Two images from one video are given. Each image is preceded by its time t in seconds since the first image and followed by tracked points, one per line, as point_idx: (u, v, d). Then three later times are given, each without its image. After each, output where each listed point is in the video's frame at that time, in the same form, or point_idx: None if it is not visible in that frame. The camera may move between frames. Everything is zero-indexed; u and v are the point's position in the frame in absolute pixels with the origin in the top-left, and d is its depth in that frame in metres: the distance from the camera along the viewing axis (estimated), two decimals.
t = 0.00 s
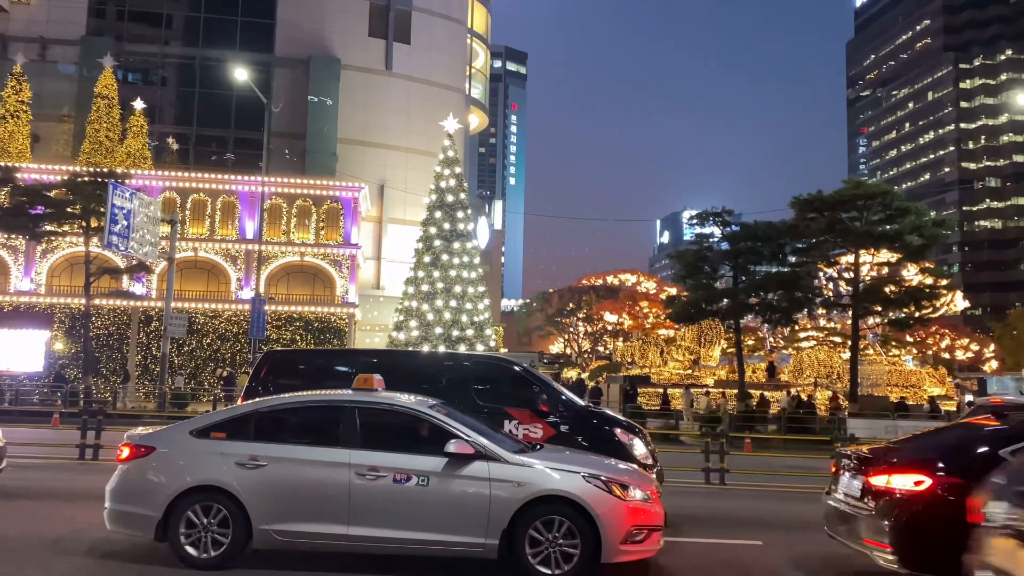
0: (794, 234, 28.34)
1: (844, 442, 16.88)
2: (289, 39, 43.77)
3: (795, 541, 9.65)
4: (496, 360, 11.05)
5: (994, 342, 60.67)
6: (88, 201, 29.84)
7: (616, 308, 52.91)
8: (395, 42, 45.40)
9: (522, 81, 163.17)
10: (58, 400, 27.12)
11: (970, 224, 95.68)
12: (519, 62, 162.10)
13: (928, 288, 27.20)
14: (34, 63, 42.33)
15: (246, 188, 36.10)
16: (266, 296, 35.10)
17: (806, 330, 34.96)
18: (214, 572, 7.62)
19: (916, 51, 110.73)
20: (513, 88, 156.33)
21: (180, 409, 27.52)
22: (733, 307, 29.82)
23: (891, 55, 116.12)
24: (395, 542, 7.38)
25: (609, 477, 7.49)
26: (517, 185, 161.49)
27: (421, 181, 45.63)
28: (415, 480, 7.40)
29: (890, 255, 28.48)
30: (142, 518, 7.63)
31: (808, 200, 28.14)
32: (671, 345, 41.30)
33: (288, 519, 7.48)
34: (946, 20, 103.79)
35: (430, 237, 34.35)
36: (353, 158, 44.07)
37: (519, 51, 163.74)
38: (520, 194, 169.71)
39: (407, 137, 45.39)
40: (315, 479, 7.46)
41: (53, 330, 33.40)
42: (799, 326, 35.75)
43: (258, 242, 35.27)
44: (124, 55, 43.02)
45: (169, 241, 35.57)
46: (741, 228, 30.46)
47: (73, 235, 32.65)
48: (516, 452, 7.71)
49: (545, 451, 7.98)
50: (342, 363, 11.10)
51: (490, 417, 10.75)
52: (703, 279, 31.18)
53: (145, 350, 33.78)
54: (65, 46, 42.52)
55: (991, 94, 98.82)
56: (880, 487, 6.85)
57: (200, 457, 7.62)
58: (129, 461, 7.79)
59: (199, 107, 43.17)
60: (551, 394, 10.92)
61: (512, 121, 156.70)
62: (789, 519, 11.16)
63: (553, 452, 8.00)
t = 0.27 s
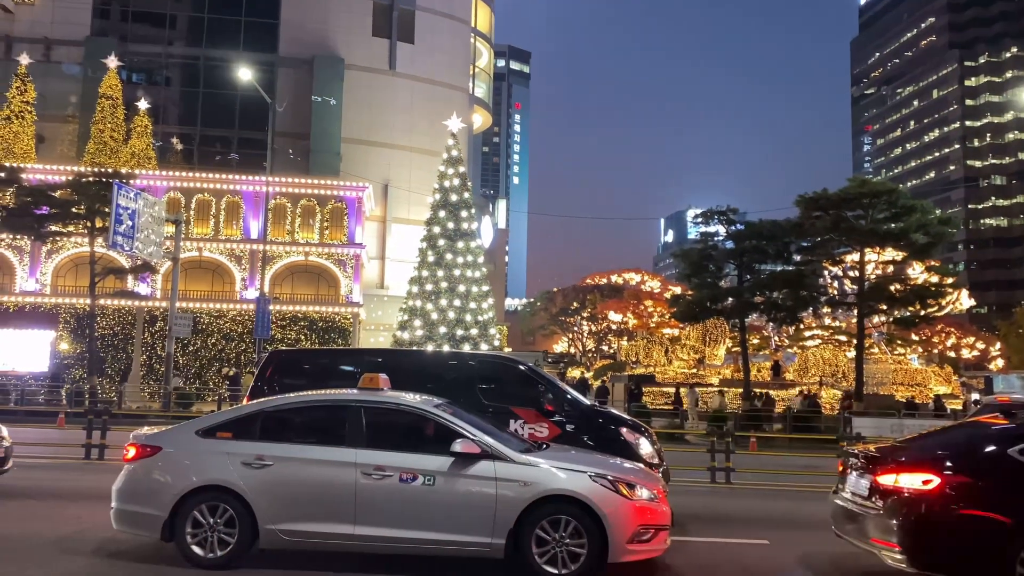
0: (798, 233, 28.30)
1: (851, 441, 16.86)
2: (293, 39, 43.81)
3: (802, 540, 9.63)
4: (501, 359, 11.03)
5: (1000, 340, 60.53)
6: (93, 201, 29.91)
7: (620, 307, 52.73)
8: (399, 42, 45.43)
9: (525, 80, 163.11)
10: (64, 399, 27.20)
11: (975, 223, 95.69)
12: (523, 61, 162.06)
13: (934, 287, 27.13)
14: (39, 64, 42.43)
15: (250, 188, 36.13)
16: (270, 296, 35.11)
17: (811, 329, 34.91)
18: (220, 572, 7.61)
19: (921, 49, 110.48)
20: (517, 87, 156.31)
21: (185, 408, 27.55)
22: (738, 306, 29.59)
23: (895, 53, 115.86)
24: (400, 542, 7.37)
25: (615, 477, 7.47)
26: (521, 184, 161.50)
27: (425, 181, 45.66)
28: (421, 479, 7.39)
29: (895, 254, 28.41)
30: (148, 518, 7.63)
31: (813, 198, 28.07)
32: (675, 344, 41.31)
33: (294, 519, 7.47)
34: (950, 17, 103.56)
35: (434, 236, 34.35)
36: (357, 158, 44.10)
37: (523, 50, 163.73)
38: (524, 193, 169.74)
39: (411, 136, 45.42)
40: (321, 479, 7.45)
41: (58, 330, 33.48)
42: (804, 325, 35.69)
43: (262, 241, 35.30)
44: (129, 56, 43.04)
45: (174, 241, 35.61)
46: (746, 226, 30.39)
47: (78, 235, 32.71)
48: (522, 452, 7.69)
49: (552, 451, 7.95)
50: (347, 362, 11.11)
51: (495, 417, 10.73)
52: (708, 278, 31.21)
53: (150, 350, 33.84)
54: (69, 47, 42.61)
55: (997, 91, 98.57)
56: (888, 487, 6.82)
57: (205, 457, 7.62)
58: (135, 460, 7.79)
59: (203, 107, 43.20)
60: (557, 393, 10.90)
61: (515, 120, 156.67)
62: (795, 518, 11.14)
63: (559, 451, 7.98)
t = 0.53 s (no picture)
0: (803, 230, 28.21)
1: (857, 439, 16.82)
2: (297, 37, 43.81)
3: (808, 538, 9.60)
4: (506, 357, 11.01)
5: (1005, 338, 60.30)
6: (97, 199, 30.00)
7: (625, 306, 52.81)
8: (403, 40, 45.42)
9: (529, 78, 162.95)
10: (69, 398, 27.25)
11: (980, 220, 95.54)
12: (527, 59, 161.94)
13: (940, 285, 27.05)
14: (43, 63, 42.47)
15: (254, 186, 36.14)
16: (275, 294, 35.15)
17: (816, 326, 34.85)
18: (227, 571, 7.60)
19: (926, 46, 110.20)
20: (520, 85, 156.14)
21: (190, 407, 27.57)
22: (743, 304, 29.78)
23: (900, 50, 115.52)
24: (407, 540, 7.36)
25: (622, 475, 7.45)
26: (524, 182, 161.49)
27: (429, 179, 45.67)
28: (427, 477, 7.38)
29: (901, 251, 28.33)
30: (154, 516, 7.62)
31: (818, 196, 27.99)
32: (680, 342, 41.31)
33: (299, 517, 7.46)
34: (956, 15, 103.24)
35: (439, 234, 34.34)
36: (361, 156, 44.10)
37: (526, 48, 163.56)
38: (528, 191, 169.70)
39: (415, 135, 45.40)
40: (326, 477, 7.44)
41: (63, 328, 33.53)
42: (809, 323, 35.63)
43: (266, 240, 35.32)
44: (133, 54, 43.04)
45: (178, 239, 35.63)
46: (750, 224, 30.31)
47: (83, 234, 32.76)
48: (528, 450, 7.67)
49: (557, 449, 7.94)
50: (351, 360, 11.09)
51: (500, 414, 10.71)
52: (712, 276, 31.17)
53: (155, 348, 33.88)
54: (73, 46, 42.65)
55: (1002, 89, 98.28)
56: (896, 484, 6.79)
57: (211, 455, 7.61)
58: (141, 458, 7.78)
59: (207, 106, 43.18)
60: (562, 391, 10.88)
61: (519, 118, 156.55)
62: (801, 516, 11.11)
63: (565, 449, 7.96)
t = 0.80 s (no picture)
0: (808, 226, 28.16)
1: (862, 435, 16.81)
2: (302, 33, 43.78)
3: (814, 534, 9.60)
4: (511, 354, 11.03)
5: (1010, 334, 60.15)
6: (103, 195, 30.26)
7: (629, 302, 52.39)
8: (407, 36, 45.41)
9: (533, 74, 162.70)
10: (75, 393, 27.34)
11: (986, 216, 95.24)
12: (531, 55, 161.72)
13: (945, 280, 26.99)
14: (48, 59, 42.51)
15: (259, 182, 36.16)
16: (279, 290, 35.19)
17: (821, 323, 34.73)
18: (233, 564, 7.63)
19: (931, 42, 109.79)
20: (524, 81, 155.95)
21: (195, 403, 27.62)
22: (747, 300, 29.83)
23: (906, 46, 115.12)
24: (412, 535, 7.37)
25: (627, 470, 7.45)
26: (528, 178, 161.41)
27: (433, 175, 45.67)
28: (433, 472, 7.38)
29: (905, 247, 28.24)
30: (160, 511, 7.64)
31: (823, 192, 27.95)
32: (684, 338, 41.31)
33: (305, 512, 7.47)
34: (962, 10, 102.84)
35: (442, 231, 34.33)
36: (365, 152, 44.09)
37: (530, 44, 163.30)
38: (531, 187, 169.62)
39: (419, 131, 45.39)
40: (333, 472, 7.45)
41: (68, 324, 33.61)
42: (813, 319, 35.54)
43: (271, 236, 35.35)
44: (137, 50, 43.00)
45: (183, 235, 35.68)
46: (755, 220, 30.26)
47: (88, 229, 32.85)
48: (534, 445, 7.67)
49: (563, 444, 7.93)
50: (356, 356, 11.11)
51: (505, 409, 10.73)
52: (716, 272, 31.16)
53: (159, 343, 33.97)
54: (78, 41, 42.68)
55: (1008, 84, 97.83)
56: (903, 481, 6.77)
57: (218, 450, 7.62)
58: (148, 453, 7.80)
59: (212, 102, 43.19)
60: (567, 387, 10.90)
61: (523, 114, 156.42)
62: (806, 513, 11.11)
63: (570, 444, 7.95)
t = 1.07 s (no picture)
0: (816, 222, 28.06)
1: (869, 431, 16.79)
2: (308, 29, 43.76)
3: (822, 530, 9.59)
4: (518, 349, 11.02)
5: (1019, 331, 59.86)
6: (110, 190, 30.28)
7: (635, 297, 52.66)
8: (414, 31, 45.37)
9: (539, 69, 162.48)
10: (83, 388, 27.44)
11: (994, 212, 94.74)
12: (537, 49, 161.46)
13: (953, 276, 26.87)
14: (55, 54, 42.59)
15: (265, 177, 36.19)
16: (286, 285, 35.24)
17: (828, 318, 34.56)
18: (243, 559, 7.65)
19: (940, 36, 109.21)
20: (531, 76, 155.72)
21: (202, 397, 27.69)
22: (754, 296, 29.79)
23: (914, 40, 114.50)
24: (419, 530, 7.38)
25: (635, 466, 7.44)
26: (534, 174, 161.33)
27: (440, 170, 45.66)
28: (440, 468, 7.38)
29: (913, 243, 28.12)
30: (168, 505, 7.66)
31: (831, 186, 27.86)
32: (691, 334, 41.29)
33: (313, 507, 7.49)
34: (971, 4, 102.23)
35: (449, 226, 34.33)
36: (372, 148, 44.10)
37: (537, 39, 163.07)
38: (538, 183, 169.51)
39: (426, 126, 45.38)
40: (340, 467, 7.46)
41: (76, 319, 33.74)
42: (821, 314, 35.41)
43: (278, 231, 35.39)
44: (144, 45, 42.99)
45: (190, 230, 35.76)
46: (762, 215, 30.15)
47: (96, 225, 32.94)
48: (541, 440, 7.66)
49: (570, 439, 7.93)
50: (363, 351, 11.12)
51: (512, 404, 10.72)
52: (723, 267, 31.11)
53: (167, 338, 34.06)
54: (85, 37, 42.77)
55: (1018, 78, 97.18)
56: (912, 477, 6.76)
57: (226, 445, 7.64)
58: (156, 448, 7.82)
59: (219, 97, 43.23)
60: (574, 382, 10.88)
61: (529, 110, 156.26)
62: (814, 508, 11.10)
63: (578, 440, 7.95)
